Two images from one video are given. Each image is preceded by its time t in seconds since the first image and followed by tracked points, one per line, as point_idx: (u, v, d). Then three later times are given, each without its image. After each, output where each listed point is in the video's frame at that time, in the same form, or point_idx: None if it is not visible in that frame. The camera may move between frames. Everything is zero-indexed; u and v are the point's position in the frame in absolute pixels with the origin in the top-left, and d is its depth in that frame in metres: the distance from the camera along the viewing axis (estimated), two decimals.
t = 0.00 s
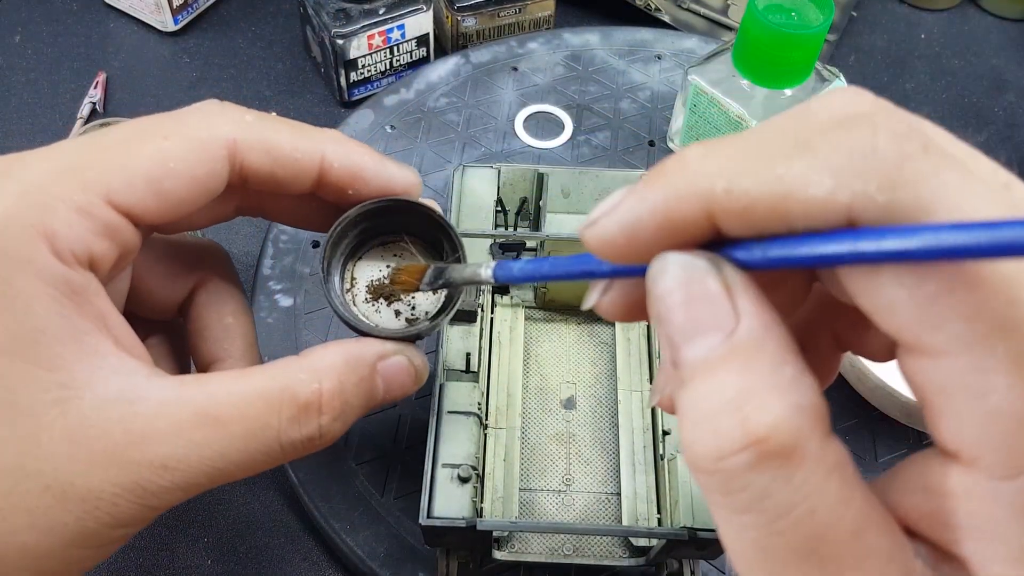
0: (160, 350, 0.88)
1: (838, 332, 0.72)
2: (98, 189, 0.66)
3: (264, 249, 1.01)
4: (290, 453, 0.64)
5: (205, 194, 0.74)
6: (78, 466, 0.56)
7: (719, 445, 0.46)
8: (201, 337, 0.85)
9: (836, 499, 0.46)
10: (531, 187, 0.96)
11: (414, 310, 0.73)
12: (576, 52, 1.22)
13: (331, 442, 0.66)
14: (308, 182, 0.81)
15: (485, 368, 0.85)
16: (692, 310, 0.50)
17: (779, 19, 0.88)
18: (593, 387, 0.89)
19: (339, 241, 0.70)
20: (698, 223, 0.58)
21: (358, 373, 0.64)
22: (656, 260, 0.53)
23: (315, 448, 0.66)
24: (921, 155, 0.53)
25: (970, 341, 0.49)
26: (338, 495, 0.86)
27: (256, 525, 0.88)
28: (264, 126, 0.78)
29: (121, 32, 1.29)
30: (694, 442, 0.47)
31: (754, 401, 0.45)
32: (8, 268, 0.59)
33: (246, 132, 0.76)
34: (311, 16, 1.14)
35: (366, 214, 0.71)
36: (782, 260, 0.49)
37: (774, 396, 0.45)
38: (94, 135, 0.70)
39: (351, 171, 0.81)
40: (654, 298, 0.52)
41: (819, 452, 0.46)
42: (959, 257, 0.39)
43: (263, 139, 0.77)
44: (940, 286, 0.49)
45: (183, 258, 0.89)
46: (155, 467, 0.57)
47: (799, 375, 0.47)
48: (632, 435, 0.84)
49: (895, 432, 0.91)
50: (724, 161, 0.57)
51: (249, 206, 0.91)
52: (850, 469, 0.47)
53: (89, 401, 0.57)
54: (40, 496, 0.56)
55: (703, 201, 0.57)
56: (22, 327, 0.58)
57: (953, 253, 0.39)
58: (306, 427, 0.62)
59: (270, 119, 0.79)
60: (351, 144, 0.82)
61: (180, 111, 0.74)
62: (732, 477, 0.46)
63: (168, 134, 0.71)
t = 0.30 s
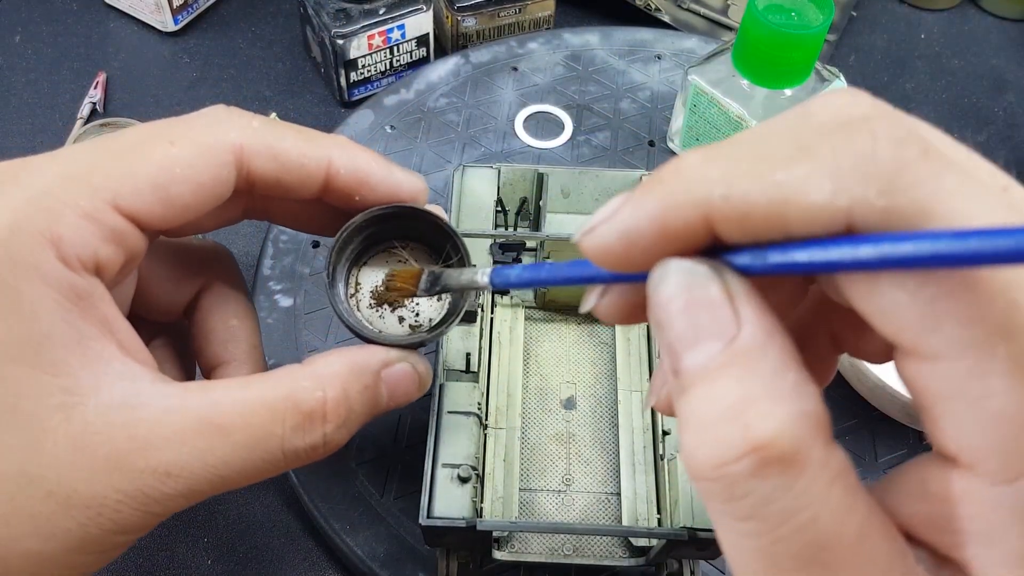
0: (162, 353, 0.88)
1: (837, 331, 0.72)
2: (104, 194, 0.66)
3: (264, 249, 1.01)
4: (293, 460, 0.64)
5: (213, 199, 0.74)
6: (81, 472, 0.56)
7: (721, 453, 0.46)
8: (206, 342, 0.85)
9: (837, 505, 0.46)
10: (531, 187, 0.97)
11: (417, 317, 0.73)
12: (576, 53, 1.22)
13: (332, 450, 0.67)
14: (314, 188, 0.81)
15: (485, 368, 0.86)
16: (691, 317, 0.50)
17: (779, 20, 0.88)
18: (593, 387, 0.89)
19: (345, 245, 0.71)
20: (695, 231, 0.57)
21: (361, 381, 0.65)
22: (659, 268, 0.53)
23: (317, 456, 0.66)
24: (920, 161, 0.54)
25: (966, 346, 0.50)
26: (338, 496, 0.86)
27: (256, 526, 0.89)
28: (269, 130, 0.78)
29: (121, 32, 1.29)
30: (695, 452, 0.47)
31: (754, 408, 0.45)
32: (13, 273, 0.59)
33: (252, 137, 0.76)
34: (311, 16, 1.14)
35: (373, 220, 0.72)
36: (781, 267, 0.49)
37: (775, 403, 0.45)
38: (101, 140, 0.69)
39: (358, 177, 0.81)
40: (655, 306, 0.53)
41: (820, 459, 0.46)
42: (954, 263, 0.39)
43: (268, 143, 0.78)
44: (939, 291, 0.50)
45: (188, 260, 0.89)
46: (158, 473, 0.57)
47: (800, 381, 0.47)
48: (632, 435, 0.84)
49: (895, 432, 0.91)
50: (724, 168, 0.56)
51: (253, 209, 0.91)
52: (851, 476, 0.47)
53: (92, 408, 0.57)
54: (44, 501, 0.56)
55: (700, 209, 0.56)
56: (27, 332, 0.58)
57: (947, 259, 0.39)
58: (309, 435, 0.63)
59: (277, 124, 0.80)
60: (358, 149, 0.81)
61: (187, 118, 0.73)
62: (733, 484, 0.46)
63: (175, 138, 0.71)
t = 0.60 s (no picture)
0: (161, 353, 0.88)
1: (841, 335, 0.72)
2: (101, 193, 0.66)
3: (263, 249, 1.01)
4: (292, 460, 0.64)
5: (211, 199, 0.74)
6: (80, 473, 0.56)
7: (731, 454, 0.45)
8: (205, 342, 0.85)
9: (847, 503, 0.46)
10: (531, 187, 0.96)
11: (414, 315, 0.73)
12: (576, 52, 1.22)
13: (331, 451, 0.67)
14: (313, 187, 0.81)
15: (485, 368, 0.85)
16: (699, 319, 0.50)
17: (779, 19, 0.88)
18: (593, 387, 0.89)
19: (344, 240, 0.70)
20: (704, 230, 0.56)
21: (360, 381, 0.65)
22: (667, 271, 0.53)
23: (317, 455, 0.66)
24: (938, 155, 0.54)
25: (979, 349, 0.48)
26: (338, 497, 0.86)
27: (255, 525, 0.88)
28: (267, 128, 0.78)
29: (121, 32, 1.29)
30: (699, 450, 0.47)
31: (761, 412, 0.45)
32: (11, 273, 0.59)
33: (251, 136, 0.76)
34: (311, 16, 1.14)
35: (372, 216, 0.71)
36: (791, 269, 0.48)
37: (785, 406, 0.45)
38: (99, 139, 0.69)
39: (356, 177, 0.81)
40: (664, 308, 0.52)
41: (835, 457, 0.45)
42: (963, 267, 0.39)
43: (267, 142, 0.77)
44: (951, 292, 0.48)
45: (187, 260, 0.89)
46: (157, 473, 0.57)
47: (811, 385, 0.46)
48: (632, 435, 0.84)
49: (895, 433, 0.91)
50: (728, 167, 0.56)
51: (251, 207, 0.91)
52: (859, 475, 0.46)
53: (91, 409, 0.57)
54: (43, 502, 0.56)
55: (707, 207, 0.55)
56: (24, 332, 0.57)
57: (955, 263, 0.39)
58: (309, 434, 0.63)
59: (277, 122, 0.79)
60: (356, 148, 0.81)
61: (185, 116, 0.73)
62: (742, 486, 0.45)
63: (172, 137, 0.70)
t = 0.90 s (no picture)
0: (154, 345, 0.88)
1: (847, 334, 0.73)
2: (93, 187, 0.65)
3: (263, 249, 1.01)
4: (285, 448, 0.64)
5: (201, 190, 0.74)
6: (75, 467, 0.56)
7: (745, 442, 0.45)
8: (196, 332, 0.85)
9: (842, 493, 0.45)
10: (531, 187, 0.96)
11: (400, 304, 0.73)
12: (576, 53, 1.22)
13: (324, 436, 0.67)
14: (303, 176, 0.82)
15: (485, 368, 0.85)
16: (715, 305, 0.49)
17: (779, 19, 0.88)
18: (594, 387, 0.89)
19: (333, 225, 0.71)
20: (721, 212, 0.57)
21: (347, 367, 0.65)
22: (682, 254, 0.53)
23: (310, 443, 0.66)
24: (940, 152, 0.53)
25: (998, 338, 0.48)
26: (338, 497, 0.86)
27: (255, 525, 0.88)
28: (259, 122, 0.78)
29: (121, 32, 1.29)
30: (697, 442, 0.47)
31: (768, 405, 0.45)
32: (5, 267, 0.59)
33: (239, 127, 0.76)
34: (311, 16, 1.14)
35: (366, 201, 0.72)
36: (807, 257, 0.48)
37: (799, 394, 0.45)
38: (91, 132, 0.69)
39: (347, 164, 0.81)
40: (676, 294, 0.52)
41: (835, 451, 0.45)
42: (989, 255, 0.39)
43: (257, 134, 0.77)
44: (973, 281, 0.48)
45: (178, 250, 0.89)
46: (153, 465, 0.57)
47: (825, 374, 0.46)
48: (632, 435, 0.84)
49: (895, 432, 0.91)
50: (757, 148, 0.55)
51: (240, 196, 0.90)
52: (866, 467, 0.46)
53: (86, 402, 0.57)
54: (39, 495, 0.56)
55: (731, 188, 0.55)
56: (19, 326, 0.57)
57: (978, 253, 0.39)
58: (301, 423, 0.63)
59: (263, 112, 0.79)
60: (345, 135, 0.82)
61: (174, 108, 0.73)
62: (754, 475, 0.46)
63: (163, 129, 0.71)
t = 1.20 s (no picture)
0: (160, 352, 0.88)
1: (861, 326, 0.73)
2: (98, 192, 0.65)
3: (263, 249, 1.01)
4: (291, 458, 0.64)
5: (207, 195, 0.73)
6: (78, 473, 0.56)
7: (759, 432, 0.45)
8: (201, 339, 0.86)
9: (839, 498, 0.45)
10: (531, 187, 0.96)
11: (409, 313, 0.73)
12: (576, 53, 1.22)
13: (329, 447, 0.67)
14: (311, 183, 0.82)
15: (485, 368, 0.85)
16: (731, 294, 0.49)
17: (779, 19, 0.88)
18: (594, 387, 0.89)
19: (340, 236, 0.71)
20: (739, 195, 0.58)
21: (356, 377, 0.66)
22: (699, 245, 0.53)
23: (316, 452, 0.66)
24: (943, 152, 0.53)
25: (1017, 327, 0.49)
26: (339, 496, 0.86)
27: (255, 525, 0.88)
28: (265, 127, 0.78)
29: (121, 32, 1.29)
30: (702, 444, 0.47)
31: (782, 395, 0.44)
32: (9, 273, 0.59)
33: (247, 134, 0.76)
34: (311, 16, 1.14)
35: (372, 211, 0.72)
36: (825, 246, 0.49)
37: (816, 383, 0.44)
38: (96, 137, 0.69)
39: (355, 172, 0.81)
40: (694, 283, 0.52)
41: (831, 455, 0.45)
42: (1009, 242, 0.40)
43: (264, 140, 0.77)
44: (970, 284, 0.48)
45: (184, 256, 0.89)
46: (156, 472, 0.57)
47: (842, 362, 0.46)
48: (632, 435, 0.84)
49: (896, 433, 0.91)
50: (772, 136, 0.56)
51: (247, 203, 0.91)
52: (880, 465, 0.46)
53: (89, 409, 0.57)
54: (42, 502, 0.56)
55: (748, 172, 0.56)
56: (23, 331, 0.58)
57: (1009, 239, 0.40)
58: (307, 432, 0.63)
59: (273, 120, 0.79)
60: (353, 142, 0.82)
61: (182, 114, 0.73)
62: (768, 464, 0.45)
63: (170, 135, 0.70)
